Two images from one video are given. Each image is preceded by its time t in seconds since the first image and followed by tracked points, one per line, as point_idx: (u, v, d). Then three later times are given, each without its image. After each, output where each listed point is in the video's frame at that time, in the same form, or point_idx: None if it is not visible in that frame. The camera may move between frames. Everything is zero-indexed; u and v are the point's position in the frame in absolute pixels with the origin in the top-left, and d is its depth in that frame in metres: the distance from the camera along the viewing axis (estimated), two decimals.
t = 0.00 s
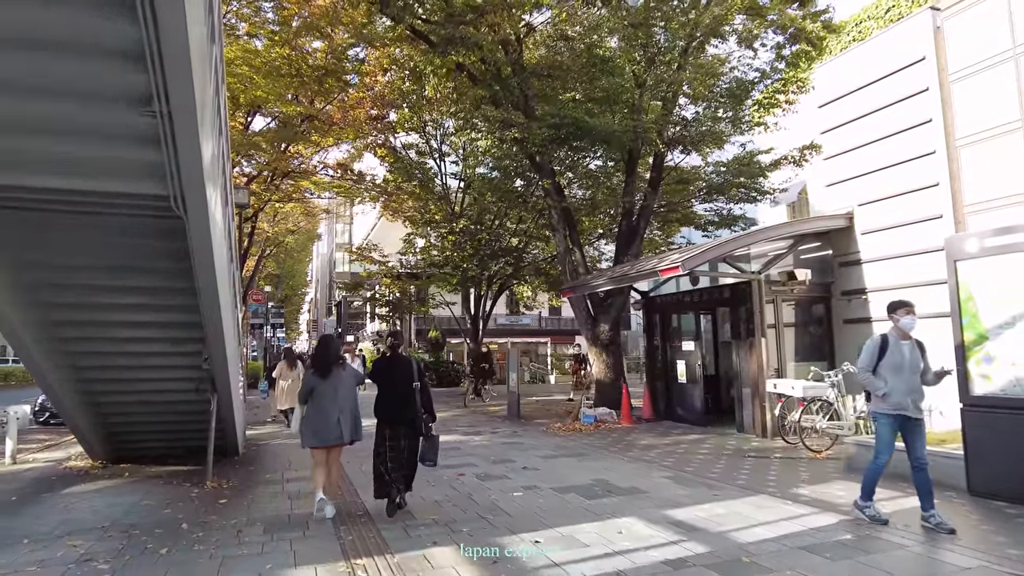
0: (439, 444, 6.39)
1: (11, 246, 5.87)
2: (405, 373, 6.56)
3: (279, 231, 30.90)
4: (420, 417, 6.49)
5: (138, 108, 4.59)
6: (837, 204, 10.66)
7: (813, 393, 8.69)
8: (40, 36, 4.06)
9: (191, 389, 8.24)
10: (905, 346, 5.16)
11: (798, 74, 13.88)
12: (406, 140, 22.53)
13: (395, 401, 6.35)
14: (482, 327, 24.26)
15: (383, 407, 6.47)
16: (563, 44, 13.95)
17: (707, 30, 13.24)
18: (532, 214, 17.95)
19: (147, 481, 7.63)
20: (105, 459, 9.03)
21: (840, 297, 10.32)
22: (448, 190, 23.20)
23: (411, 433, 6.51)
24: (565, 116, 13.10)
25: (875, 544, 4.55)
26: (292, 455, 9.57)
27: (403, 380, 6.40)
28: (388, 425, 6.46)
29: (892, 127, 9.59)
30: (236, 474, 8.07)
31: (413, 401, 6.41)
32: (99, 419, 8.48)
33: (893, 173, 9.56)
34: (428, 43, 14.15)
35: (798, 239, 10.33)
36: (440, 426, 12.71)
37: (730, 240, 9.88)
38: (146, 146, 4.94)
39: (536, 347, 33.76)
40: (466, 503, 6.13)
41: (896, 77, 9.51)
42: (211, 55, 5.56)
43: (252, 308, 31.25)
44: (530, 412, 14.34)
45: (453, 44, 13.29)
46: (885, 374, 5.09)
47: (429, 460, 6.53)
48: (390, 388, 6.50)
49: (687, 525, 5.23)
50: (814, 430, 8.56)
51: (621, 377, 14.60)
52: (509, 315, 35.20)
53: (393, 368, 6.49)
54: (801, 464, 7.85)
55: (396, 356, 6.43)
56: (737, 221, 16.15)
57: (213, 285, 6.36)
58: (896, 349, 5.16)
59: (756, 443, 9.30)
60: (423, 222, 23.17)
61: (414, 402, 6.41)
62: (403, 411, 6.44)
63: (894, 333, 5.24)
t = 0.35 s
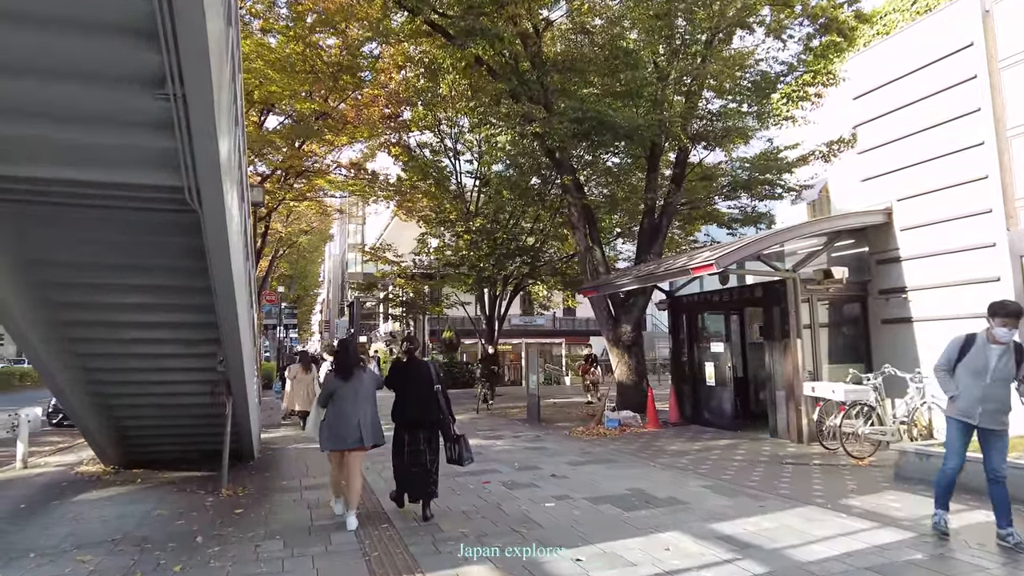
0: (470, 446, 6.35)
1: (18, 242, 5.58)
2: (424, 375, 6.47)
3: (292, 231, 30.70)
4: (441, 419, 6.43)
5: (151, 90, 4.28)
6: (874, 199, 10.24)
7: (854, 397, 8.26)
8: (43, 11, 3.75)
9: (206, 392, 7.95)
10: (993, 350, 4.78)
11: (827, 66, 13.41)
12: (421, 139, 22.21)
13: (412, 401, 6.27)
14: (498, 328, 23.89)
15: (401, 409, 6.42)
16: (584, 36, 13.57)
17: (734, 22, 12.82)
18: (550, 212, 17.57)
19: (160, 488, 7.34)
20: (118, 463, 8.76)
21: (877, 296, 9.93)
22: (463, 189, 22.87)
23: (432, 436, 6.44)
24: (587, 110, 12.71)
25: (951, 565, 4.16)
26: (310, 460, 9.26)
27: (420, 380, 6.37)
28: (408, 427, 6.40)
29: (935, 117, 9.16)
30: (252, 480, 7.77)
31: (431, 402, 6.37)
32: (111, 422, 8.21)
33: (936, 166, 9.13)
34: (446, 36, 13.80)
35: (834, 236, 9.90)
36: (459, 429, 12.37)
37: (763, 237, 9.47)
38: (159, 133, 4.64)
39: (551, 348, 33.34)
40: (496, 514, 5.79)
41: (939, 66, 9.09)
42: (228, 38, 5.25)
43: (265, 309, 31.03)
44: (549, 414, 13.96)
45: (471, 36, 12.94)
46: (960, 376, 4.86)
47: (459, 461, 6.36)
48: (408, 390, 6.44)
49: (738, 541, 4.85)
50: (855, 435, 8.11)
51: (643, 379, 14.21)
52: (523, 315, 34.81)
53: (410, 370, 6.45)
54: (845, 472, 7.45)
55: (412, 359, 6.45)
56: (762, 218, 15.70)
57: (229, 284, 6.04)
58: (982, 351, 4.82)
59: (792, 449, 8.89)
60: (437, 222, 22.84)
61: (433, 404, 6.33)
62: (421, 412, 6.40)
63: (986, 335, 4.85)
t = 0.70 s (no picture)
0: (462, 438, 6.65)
1: (8, 229, 5.23)
2: (425, 370, 6.74)
3: (296, 229, 30.30)
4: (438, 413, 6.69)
5: (147, 55, 3.92)
6: (902, 190, 9.84)
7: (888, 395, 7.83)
8: None
9: (210, 390, 7.60)
10: None
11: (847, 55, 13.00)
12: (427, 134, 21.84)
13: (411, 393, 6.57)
14: (505, 326, 23.49)
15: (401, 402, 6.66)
16: (598, 25, 13.17)
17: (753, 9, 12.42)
18: (560, 207, 17.18)
19: (162, 491, 6.99)
20: (117, 465, 8.41)
21: (906, 290, 9.51)
22: (470, 185, 22.49)
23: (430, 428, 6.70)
24: (603, 99, 12.30)
25: None
26: (316, 462, 8.90)
27: (421, 376, 6.64)
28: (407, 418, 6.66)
29: (969, 103, 8.78)
30: (257, 483, 7.41)
31: (431, 396, 6.63)
32: (109, 422, 7.85)
33: (970, 154, 8.74)
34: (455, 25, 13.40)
35: (861, 227, 9.48)
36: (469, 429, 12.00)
37: (790, 227, 9.08)
38: (157, 105, 4.28)
39: (557, 347, 32.94)
40: (519, 519, 5.43)
41: (973, 50, 8.72)
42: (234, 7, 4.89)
43: (268, 307, 30.63)
44: (561, 414, 13.57)
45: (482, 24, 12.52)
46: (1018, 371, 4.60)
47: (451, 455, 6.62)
48: (407, 384, 6.71)
49: (785, 549, 4.48)
50: (891, 434, 7.62)
51: (658, 378, 13.82)
52: (529, 314, 34.41)
53: (411, 365, 6.71)
54: (882, 473, 7.05)
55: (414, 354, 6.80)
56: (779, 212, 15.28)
57: (232, 275, 5.67)
58: None
59: (821, 450, 8.49)
60: (444, 219, 22.46)
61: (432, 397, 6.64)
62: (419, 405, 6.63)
63: None
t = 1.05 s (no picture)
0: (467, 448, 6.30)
1: None
2: (439, 376, 6.34)
3: (299, 227, 29.95)
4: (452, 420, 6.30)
5: (144, 25, 3.55)
6: (933, 185, 9.43)
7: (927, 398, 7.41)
8: None
9: (213, 394, 7.23)
10: None
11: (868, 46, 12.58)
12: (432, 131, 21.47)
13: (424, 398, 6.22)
14: (512, 326, 23.07)
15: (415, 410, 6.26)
16: (611, 16, 12.79)
17: None
18: (570, 203, 16.78)
19: (162, 500, 6.62)
20: (116, 472, 8.02)
21: (938, 288, 9.12)
22: (476, 183, 22.11)
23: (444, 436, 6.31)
24: (618, 91, 11.87)
25: None
26: (324, 469, 8.51)
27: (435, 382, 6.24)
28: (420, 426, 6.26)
29: (1006, 92, 8.37)
30: (262, 491, 7.03)
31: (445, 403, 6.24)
32: (107, 427, 7.47)
33: (1008, 145, 8.33)
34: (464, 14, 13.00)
35: (891, 223, 9.08)
36: (480, 432, 11.61)
37: (819, 222, 8.67)
38: (155, 83, 3.90)
39: (564, 347, 32.56)
40: (546, 535, 5.04)
41: (1010, 37, 8.31)
42: None
43: (271, 307, 30.26)
44: (574, 416, 13.19)
45: (494, 12, 12.11)
46: None
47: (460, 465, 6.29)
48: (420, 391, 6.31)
49: (843, 572, 4.09)
50: (929, 440, 7.24)
51: (673, 379, 13.41)
52: (535, 312, 34.03)
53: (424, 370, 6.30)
54: (924, 481, 6.66)
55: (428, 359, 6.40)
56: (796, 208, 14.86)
57: (237, 270, 5.29)
58: None
59: (853, 455, 8.10)
60: (449, 216, 22.07)
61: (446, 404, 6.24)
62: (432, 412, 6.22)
63: None
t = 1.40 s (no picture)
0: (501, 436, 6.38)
1: None
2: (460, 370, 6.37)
3: (305, 224, 29.63)
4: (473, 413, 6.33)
5: None
6: (973, 175, 9.02)
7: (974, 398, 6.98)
8: None
9: (219, 393, 6.87)
10: None
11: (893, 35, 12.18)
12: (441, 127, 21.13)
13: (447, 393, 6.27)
14: (521, 325, 22.67)
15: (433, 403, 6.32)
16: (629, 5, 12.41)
17: None
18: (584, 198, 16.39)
19: (167, 504, 6.27)
20: (118, 474, 7.66)
21: (978, 283, 8.70)
22: (486, 179, 21.77)
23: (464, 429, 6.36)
24: (639, 79, 11.44)
25: None
26: (336, 471, 8.14)
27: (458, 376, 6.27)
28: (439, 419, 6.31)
29: None
30: (271, 496, 6.66)
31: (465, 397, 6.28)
32: (108, 428, 7.10)
33: None
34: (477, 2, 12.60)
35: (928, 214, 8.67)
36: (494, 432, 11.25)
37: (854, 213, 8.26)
38: (158, 45, 3.54)
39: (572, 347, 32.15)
40: (579, 545, 4.67)
41: None
42: None
43: (277, 306, 29.98)
44: (590, 417, 12.81)
45: None
46: None
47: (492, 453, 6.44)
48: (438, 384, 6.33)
49: None
50: (976, 442, 6.82)
51: (692, 378, 13.03)
52: (543, 311, 33.63)
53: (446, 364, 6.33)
54: (976, 486, 6.25)
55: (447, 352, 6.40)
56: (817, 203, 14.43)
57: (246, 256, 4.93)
58: None
59: (892, 457, 7.69)
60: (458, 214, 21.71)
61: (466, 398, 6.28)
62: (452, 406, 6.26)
63: None
